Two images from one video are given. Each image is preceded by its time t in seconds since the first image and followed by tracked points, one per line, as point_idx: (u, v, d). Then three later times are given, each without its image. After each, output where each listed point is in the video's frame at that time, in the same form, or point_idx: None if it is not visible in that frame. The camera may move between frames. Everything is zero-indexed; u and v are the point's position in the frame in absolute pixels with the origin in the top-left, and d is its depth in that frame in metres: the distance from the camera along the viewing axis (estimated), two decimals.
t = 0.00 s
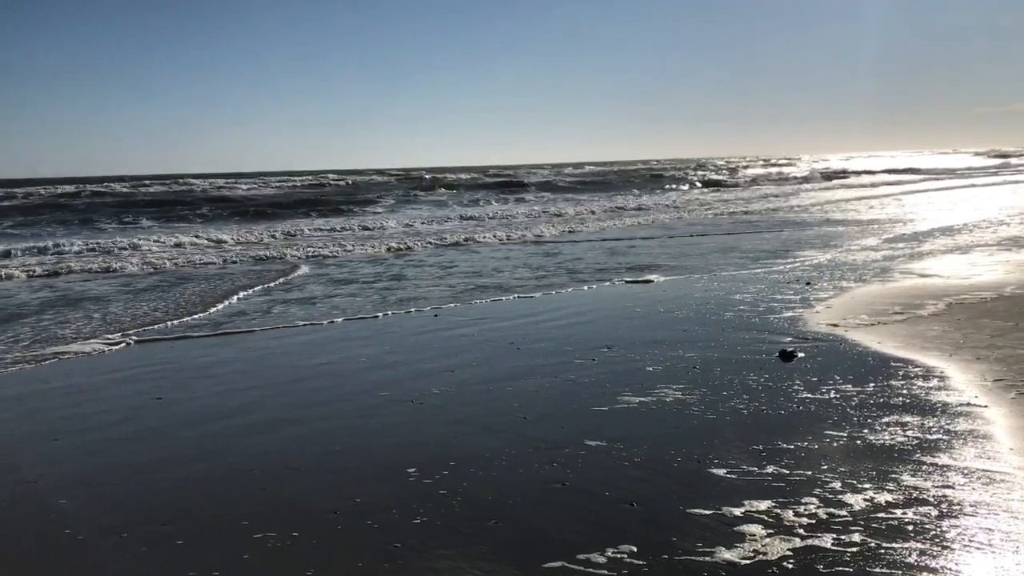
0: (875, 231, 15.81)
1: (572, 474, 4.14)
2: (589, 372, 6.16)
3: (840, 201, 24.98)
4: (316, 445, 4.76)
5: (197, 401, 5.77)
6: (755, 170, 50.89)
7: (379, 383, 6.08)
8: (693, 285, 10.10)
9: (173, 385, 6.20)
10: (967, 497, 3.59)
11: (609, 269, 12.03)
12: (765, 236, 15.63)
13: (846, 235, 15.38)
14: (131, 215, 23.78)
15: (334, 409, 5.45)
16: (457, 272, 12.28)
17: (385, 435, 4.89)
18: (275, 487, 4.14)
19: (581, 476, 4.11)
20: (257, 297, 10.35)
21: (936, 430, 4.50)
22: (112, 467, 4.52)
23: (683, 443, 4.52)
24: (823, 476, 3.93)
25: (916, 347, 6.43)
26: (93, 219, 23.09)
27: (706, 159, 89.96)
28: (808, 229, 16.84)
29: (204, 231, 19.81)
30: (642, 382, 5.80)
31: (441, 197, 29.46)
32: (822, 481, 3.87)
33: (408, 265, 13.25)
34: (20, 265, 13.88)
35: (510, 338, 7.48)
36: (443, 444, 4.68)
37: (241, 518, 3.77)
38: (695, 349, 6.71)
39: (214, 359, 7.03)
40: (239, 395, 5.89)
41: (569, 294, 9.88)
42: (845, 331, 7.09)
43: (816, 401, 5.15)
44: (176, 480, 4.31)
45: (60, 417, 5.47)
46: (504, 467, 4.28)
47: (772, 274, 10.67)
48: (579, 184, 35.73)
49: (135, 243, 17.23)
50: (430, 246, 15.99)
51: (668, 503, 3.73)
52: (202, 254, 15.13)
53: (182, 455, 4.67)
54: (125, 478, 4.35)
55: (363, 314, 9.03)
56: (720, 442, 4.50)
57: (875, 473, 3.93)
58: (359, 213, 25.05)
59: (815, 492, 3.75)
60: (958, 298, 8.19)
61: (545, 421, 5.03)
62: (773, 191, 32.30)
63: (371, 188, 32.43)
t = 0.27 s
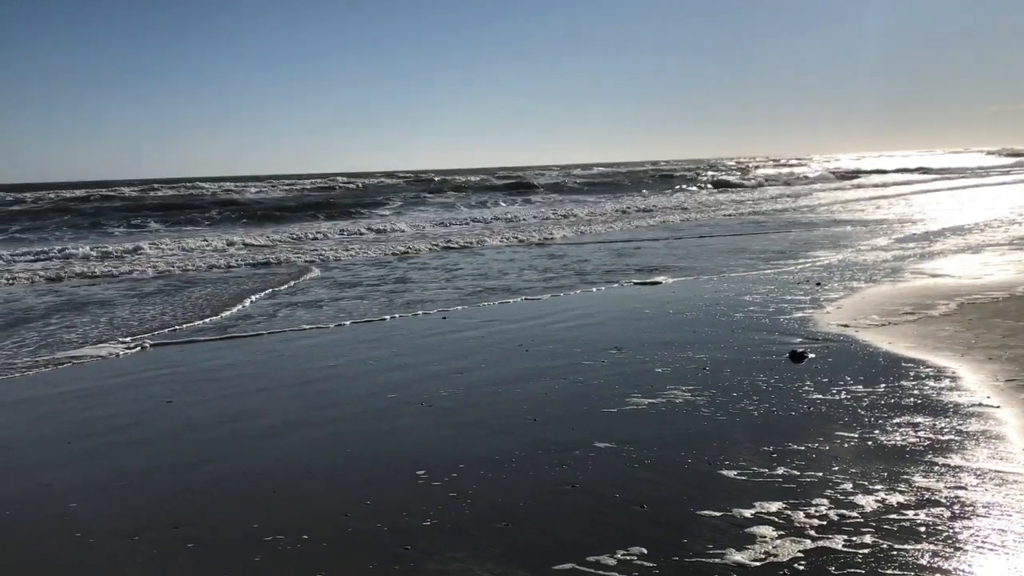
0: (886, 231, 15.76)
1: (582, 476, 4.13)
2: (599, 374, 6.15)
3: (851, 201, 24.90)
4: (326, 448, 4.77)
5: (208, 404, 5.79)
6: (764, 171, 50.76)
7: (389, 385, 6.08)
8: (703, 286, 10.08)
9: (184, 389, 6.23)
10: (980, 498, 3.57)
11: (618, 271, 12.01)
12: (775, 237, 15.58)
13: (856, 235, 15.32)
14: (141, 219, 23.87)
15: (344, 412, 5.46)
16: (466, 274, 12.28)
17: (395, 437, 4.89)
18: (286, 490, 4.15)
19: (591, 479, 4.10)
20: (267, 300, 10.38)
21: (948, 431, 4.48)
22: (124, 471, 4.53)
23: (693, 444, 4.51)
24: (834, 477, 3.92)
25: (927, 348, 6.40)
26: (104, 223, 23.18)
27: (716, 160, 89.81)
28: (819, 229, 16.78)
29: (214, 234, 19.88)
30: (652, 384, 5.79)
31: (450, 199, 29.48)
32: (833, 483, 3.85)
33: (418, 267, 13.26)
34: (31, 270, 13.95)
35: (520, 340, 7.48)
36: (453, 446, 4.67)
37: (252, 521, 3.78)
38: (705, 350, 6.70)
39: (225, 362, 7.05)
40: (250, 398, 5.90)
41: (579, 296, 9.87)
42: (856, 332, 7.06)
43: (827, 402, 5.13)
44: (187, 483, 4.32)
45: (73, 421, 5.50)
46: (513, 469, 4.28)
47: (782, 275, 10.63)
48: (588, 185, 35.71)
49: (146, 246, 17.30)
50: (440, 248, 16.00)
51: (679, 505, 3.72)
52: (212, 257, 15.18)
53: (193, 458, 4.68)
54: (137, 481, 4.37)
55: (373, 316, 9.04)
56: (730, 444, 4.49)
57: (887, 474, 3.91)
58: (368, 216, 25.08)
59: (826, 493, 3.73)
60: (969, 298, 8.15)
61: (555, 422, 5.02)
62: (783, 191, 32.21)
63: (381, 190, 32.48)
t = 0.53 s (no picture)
0: (897, 231, 15.67)
1: (595, 479, 4.11)
2: (610, 376, 6.12)
3: (861, 201, 24.79)
4: (336, 452, 4.76)
5: (218, 409, 5.79)
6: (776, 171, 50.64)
7: (400, 389, 6.07)
8: (714, 287, 10.03)
9: (195, 393, 6.24)
10: (995, 500, 3.53)
11: (628, 273, 11.98)
12: (786, 238, 15.52)
13: (867, 235, 15.25)
14: (152, 224, 23.95)
15: (355, 416, 5.45)
16: (476, 277, 12.26)
17: (405, 441, 4.87)
18: (296, 494, 4.13)
19: (604, 481, 4.07)
20: (277, 304, 10.38)
21: (962, 432, 4.44)
22: (136, 476, 4.54)
23: (705, 447, 4.48)
24: (848, 479, 3.88)
25: (941, 348, 6.34)
26: (115, 228, 23.29)
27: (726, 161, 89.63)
28: (829, 230, 16.71)
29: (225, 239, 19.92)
30: (663, 386, 5.76)
31: (459, 202, 29.48)
32: (847, 485, 3.81)
33: (428, 270, 13.25)
34: (43, 276, 14.01)
35: (531, 342, 7.46)
36: (464, 450, 4.66)
37: (263, 526, 3.77)
38: (717, 352, 6.66)
39: (236, 367, 7.05)
40: (262, 402, 5.90)
41: (589, 298, 9.84)
42: (868, 332, 7.02)
43: (840, 403, 5.09)
44: (198, 488, 4.31)
45: (84, 426, 5.51)
46: (525, 472, 4.26)
47: (793, 275, 10.58)
48: (597, 187, 35.66)
49: (157, 251, 17.35)
50: (450, 251, 15.99)
51: (691, 509, 3.69)
52: (223, 262, 15.22)
53: (205, 463, 4.68)
54: (149, 486, 4.37)
55: (383, 320, 9.03)
56: (743, 446, 4.45)
57: (902, 476, 3.87)
58: (378, 219, 25.10)
59: (840, 496, 3.70)
60: (983, 297, 8.09)
61: (566, 425, 5.00)
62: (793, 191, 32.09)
63: (390, 194, 32.50)
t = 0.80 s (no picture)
0: (905, 231, 15.62)
1: (603, 481, 4.10)
2: (617, 378, 6.11)
3: (869, 202, 24.72)
4: (345, 455, 4.76)
5: (227, 412, 5.80)
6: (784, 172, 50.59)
7: (408, 391, 6.08)
8: (721, 289, 10.02)
9: (204, 397, 6.25)
10: (1005, 500, 3.51)
11: (636, 274, 11.97)
12: (794, 239, 15.49)
13: (875, 235, 15.20)
14: (160, 228, 24.01)
15: (363, 419, 5.46)
16: (483, 280, 12.26)
17: (413, 444, 4.88)
18: (304, 497, 4.14)
19: (612, 483, 4.07)
20: (285, 308, 10.40)
21: (972, 432, 4.42)
22: (146, 479, 4.55)
23: (713, 448, 4.47)
24: (857, 479, 3.87)
25: (950, 348, 6.32)
26: (124, 233, 23.36)
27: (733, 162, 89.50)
28: (837, 230, 16.67)
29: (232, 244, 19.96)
30: (671, 387, 5.75)
31: (466, 205, 29.49)
32: (857, 485, 3.80)
33: (435, 274, 13.25)
34: (52, 281, 14.06)
35: (538, 344, 7.45)
36: (472, 452, 4.66)
37: (272, 529, 3.77)
38: (724, 353, 6.65)
39: (244, 370, 7.07)
40: (270, 405, 5.91)
41: (596, 300, 9.83)
42: (877, 333, 6.99)
43: (849, 404, 5.08)
44: (207, 491, 4.33)
45: (94, 430, 5.53)
46: (533, 474, 4.25)
47: (801, 276, 10.56)
48: (604, 189, 35.64)
49: (165, 256, 17.40)
50: (457, 254, 15.99)
51: (700, 510, 3.68)
52: (231, 266, 15.27)
53: (214, 467, 4.69)
54: (158, 490, 4.37)
55: (391, 323, 9.04)
56: (752, 447, 4.44)
57: (912, 476, 3.86)
58: (385, 223, 25.13)
59: (849, 496, 3.69)
60: (991, 297, 8.06)
61: (574, 427, 4.99)
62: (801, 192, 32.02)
63: (397, 197, 32.53)
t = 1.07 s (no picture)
0: (911, 232, 15.59)
1: (608, 483, 4.10)
2: (622, 380, 6.10)
3: (874, 202, 24.68)
4: (350, 458, 4.76)
5: (232, 416, 5.80)
6: (789, 173, 50.57)
7: (414, 394, 6.08)
8: (726, 290, 10.00)
9: (210, 400, 6.26)
10: (1012, 501, 3.50)
11: (641, 276, 11.96)
12: (799, 240, 15.47)
13: (880, 235, 15.18)
14: (165, 232, 24.06)
15: (368, 422, 5.46)
16: (487, 282, 12.27)
17: (418, 447, 4.87)
18: (310, 501, 4.14)
19: (617, 485, 4.06)
20: (291, 312, 10.41)
21: (979, 432, 4.41)
22: (151, 483, 4.55)
23: (719, 450, 4.46)
24: (863, 481, 3.86)
25: (956, 349, 6.30)
26: (129, 237, 23.41)
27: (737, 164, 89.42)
28: (843, 231, 16.64)
29: (237, 248, 19.99)
30: (676, 389, 5.74)
31: (471, 208, 29.49)
32: (863, 487, 3.79)
33: (440, 276, 13.26)
34: (58, 285, 14.09)
35: (543, 347, 7.45)
36: (477, 455, 4.66)
37: (277, 532, 3.77)
38: (730, 354, 6.64)
39: (249, 374, 7.07)
40: (275, 409, 5.92)
41: (601, 302, 9.82)
42: (883, 333, 6.98)
43: (854, 405, 5.07)
44: (213, 495, 4.33)
45: (100, 434, 5.54)
46: (538, 477, 4.25)
47: (806, 277, 10.54)
48: (608, 191, 35.64)
49: (171, 260, 17.44)
50: (461, 257, 16.00)
51: (706, 512, 3.67)
52: (237, 270, 15.29)
53: (220, 470, 4.70)
54: (163, 494, 4.38)
55: (396, 326, 9.04)
56: (757, 449, 4.43)
57: (918, 477, 3.85)
58: (389, 226, 25.15)
59: (855, 497, 3.68)
60: (998, 297, 8.04)
61: (579, 429, 4.99)
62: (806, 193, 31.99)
63: (402, 200, 32.55)
